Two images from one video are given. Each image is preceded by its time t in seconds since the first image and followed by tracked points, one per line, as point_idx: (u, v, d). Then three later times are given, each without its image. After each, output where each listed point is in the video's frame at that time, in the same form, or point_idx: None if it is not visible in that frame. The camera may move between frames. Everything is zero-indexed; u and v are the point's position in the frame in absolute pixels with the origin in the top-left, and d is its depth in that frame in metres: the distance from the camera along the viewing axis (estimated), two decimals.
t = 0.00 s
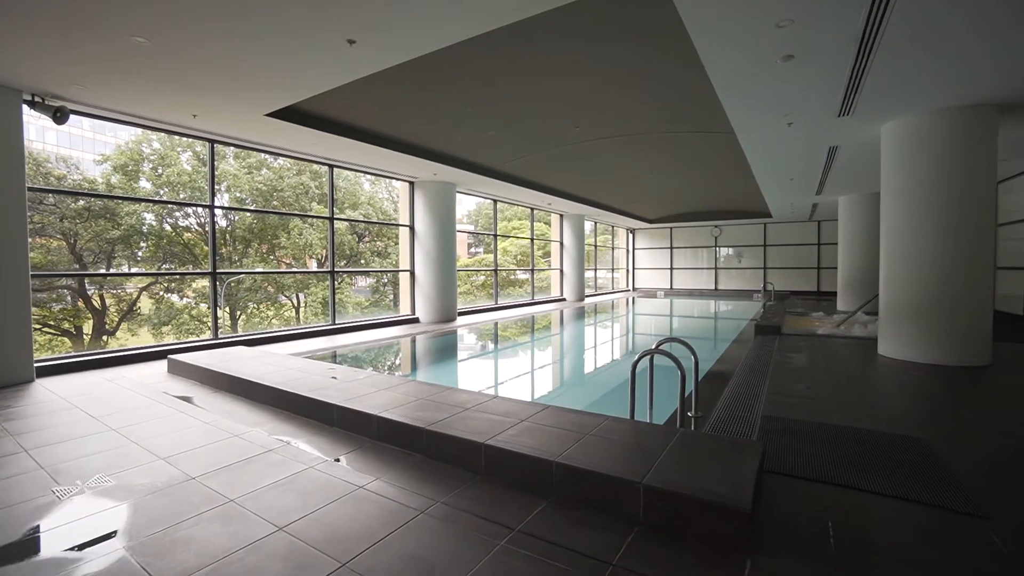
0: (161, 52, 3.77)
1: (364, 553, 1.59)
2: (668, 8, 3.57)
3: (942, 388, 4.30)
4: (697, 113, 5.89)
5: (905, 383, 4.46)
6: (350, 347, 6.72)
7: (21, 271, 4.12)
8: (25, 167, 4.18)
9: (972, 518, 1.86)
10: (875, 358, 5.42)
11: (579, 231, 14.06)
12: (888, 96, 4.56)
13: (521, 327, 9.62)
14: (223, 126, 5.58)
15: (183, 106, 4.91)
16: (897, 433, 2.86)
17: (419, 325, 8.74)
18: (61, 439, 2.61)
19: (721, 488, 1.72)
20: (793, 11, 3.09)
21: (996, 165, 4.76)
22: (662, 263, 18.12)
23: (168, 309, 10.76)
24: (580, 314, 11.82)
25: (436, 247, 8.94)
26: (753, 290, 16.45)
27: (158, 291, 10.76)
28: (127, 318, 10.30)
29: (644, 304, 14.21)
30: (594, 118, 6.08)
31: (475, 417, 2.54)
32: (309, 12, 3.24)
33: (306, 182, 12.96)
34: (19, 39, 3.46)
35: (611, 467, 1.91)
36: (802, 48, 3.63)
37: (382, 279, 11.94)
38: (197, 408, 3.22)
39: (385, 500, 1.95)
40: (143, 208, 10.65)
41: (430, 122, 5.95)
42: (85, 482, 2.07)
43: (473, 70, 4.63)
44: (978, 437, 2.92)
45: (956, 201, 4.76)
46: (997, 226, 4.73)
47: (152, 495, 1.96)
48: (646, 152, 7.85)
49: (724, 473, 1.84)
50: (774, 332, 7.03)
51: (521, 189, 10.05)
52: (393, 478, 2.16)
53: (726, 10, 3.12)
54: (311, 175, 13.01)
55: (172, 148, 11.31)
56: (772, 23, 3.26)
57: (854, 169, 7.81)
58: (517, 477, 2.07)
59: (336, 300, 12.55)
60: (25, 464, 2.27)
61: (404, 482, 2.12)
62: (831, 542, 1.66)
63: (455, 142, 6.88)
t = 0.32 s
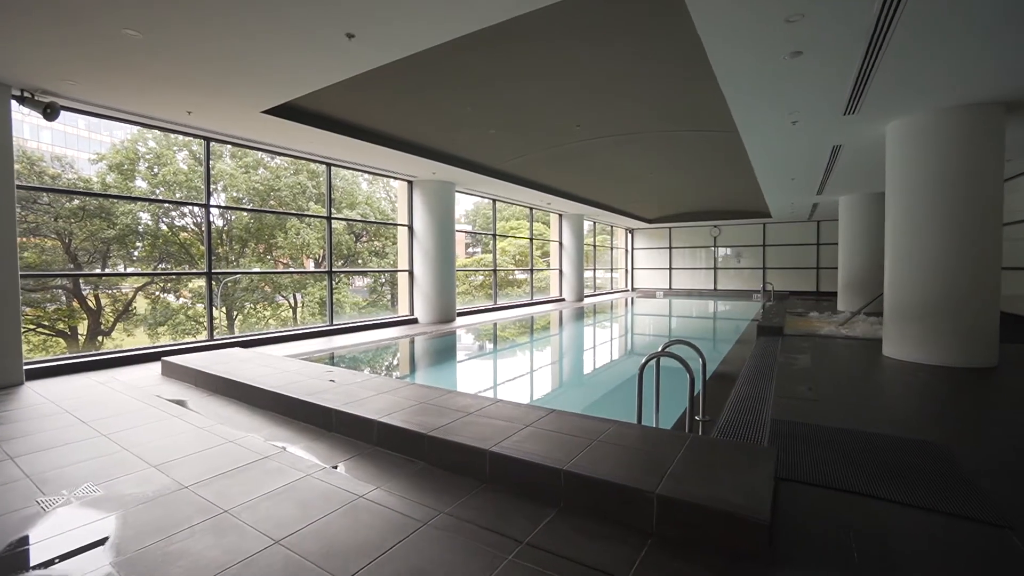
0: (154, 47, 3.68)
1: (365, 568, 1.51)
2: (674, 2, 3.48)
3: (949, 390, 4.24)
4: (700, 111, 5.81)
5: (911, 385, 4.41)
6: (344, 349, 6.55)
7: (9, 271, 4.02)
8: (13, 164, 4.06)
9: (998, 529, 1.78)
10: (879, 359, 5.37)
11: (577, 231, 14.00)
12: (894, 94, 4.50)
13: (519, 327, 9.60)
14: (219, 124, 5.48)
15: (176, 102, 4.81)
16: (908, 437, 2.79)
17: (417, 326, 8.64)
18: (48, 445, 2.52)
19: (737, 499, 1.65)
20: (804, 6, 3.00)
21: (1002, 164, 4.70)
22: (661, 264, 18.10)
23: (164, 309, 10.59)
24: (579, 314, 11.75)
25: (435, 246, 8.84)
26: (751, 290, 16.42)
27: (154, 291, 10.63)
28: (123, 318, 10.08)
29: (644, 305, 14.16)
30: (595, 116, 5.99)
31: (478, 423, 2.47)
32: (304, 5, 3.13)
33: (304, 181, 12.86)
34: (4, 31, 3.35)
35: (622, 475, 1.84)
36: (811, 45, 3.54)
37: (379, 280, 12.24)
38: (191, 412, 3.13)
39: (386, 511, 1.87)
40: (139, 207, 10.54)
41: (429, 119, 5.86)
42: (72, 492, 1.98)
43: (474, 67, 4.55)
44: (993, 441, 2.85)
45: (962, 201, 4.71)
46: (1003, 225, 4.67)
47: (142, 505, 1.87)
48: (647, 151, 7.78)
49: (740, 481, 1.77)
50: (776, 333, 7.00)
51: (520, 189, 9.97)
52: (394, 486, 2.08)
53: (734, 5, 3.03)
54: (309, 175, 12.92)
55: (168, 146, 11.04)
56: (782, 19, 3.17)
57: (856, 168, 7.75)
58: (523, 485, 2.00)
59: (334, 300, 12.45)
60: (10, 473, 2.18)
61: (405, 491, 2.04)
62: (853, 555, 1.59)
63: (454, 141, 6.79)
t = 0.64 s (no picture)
0: (147, 42, 3.59)
1: None
2: None
3: (952, 390, 4.21)
4: (702, 110, 5.74)
5: (915, 386, 4.36)
6: (343, 351, 6.45)
7: None
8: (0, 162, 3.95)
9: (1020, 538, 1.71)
10: (883, 360, 5.32)
11: (576, 231, 13.94)
12: (899, 92, 4.45)
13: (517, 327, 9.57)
14: (213, 121, 5.39)
15: (169, 98, 4.70)
16: (919, 441, 2.74)
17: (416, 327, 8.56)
18: (34, 452, 2.43)
19: (753, 509, 1.58)
20: None
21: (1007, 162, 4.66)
22: (659, 264, 18.07)
23: (159, 309, 10.62)
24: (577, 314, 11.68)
25: (434, 245, 8.76)
26: (749, 290, 16.42)
27: (149, 291, 10.50)
28: (117, 319, 10.02)
29: (642, 304, 14.13)
30: (597, 114, 5.92)
31: (479, 427, 2.40)
32: None
33: (300, 181, 12.76)
34: None
35: (632, 484, 1.77)
36: (818, 40, 3.48)
37: (376, 280, 12.11)
38: (184, 417, 3.04)
39: (387, 521, 1.80)
40: (134, 207, 10.44)
41: (428, 117, 5.77)
42: (56, 503, 1.89)
43: (474, 64, 4.48)
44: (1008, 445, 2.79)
45: (966, 199, 4.67)
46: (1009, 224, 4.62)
47: (131, 517, 1.79)
48: (647, 151, 7.72)
49: (753, 489, 1.71)
50: (777, 333, 6.97)
51: (518, 188, 9.91)
52: (394, 494, 2.01)
53: None
54: (305, 175, 12.83)
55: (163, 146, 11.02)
56: (791, 13, 3.10)
57: (857, 168, 7.71)
58: (529, 494, 1.92)
59: (331, 300, 12.34)
60: None
61: (406, 499, 1.97)
62: (874, 567, 1.52)
63: (453, 139, 6.71)
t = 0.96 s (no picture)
0: (137, 37, 3.50)
1: None
2: None
3: (956, 390, 4.16)
4: (702, 108, 5.69)
5: (918, 387, 4.32)
6: (339, 351, 6.36)
7: None
8: None
9: None
10: (885, 361, 5.27)
11: (574, 231, 13.88)
12: (903, 91, 4.41)
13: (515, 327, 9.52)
14: (207, 118, 5.30)
15: (160, 95, 4.61)
16: (928, 444, 2.68)
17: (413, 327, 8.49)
18: (16, 459, 2.35)
19: (766, 518, 1.51)
20: None
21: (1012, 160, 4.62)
22: (657, 264, 18.03)
23: (154, 310, 10.37)
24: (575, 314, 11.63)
25: (431, 245, 8.69)
26: (747, 290, 16.40)
27: (144, 291, 10.35)
28: (112, 320, 9.83)
29: (640, 304, 14.10)
30: (597, 112, 5.85)
31: (478, 432, 2.33)
32: None
33: (296, 181, 12.65)
34: None
35: (639, 491, 1.70)
36: (823, 37, 3.42)
37: (373, 280, 11.99)
38: (175, 421, 2.95)
39: (384, 532, 1.72)
40: (128, 206, 10.31)
41: (426, 114, 5.69)
42: (36, 514, 1.81)
43: (472, 60, 4.41)
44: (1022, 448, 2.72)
45: (970, 198, 4.63)
46: (1012, 223, 4.59)
47: (115, 529, 1.71)
48: (647, 150, 7.65)
49: (764, 498, 1.64)
50: (777, 334, 6.94)
51: (516, 188, 9.83)
52: (391, 503, 1.93)
53: None
54: (301, 175, 12.57)
55: (158, 145, 10.77)
56: (797, 8, 3.03)
57: (858, 166, 7.66)
58: (531, 502, 1.86)
59: (327, 301, 12.23)
60: None
61: (403, 508, 1.89)
62: None
63: (451, 137, 6.63)
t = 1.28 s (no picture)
0: (126, 29, 3.41)
1: None
2: None
3: (960, 391, 4.12)
4: (704, 106, 5.61)
5: (922, 388, 4.26)
6: (335, 352, 6.27)
7: None
8: None
9: None
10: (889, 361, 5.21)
11: (572, 231, 13.79)
12: (907, 88, 4.35)
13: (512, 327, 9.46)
14: (199, 115, 5.20)
15: (150, 90, 4.51)
16: (938, 447, 2.62)
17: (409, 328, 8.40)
18: None
19: (783, 531, 1.43)
20: None
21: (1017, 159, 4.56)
22: (655, 264, 17.98)
23: (149, 310, 10.28)
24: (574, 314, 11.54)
25: (428, 245, 8.58)
26: (745, 290, 16.36)
27: (139, 292, 10.24)
28: (105, 320, 9.76)
29: (639, 305, 14.01)
30: (597, 110, 5.76)
31: (479, 437, 2.25)
32: None
33: (292, 181, 12.53)
34: None
35: (647, 501, 1.62)
36: (830, 32, 3.35)
37: (370, 280, 11.89)
38: (164, 425, 2.86)
39: (379, 545, 1.63)
40: (121, 206, 10.14)
41: (423, 111, 5.59)
42: (11, 526, 1.72)
43: (470, 56, 4.33)
44: None
45: (974, 197, 4.58)
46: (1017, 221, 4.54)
47: (94, 543, 1.62)
48: (646, 148, 7.58)
49: (779, 508, 1.57)
50: (777, 334, 6.89)
51: (514, 187, 9.74)
52: (387, 513, 1.85)
53: None
54: (297, 174, 12.54)
55: (153, 144, 10.71)
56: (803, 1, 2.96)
57: (858, 165, 7.59)
58: (534, 512, 1.77)
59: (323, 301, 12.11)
60: None
61: (400, 519, 1.80)
62: None
63: (449, 135, 6.53)
